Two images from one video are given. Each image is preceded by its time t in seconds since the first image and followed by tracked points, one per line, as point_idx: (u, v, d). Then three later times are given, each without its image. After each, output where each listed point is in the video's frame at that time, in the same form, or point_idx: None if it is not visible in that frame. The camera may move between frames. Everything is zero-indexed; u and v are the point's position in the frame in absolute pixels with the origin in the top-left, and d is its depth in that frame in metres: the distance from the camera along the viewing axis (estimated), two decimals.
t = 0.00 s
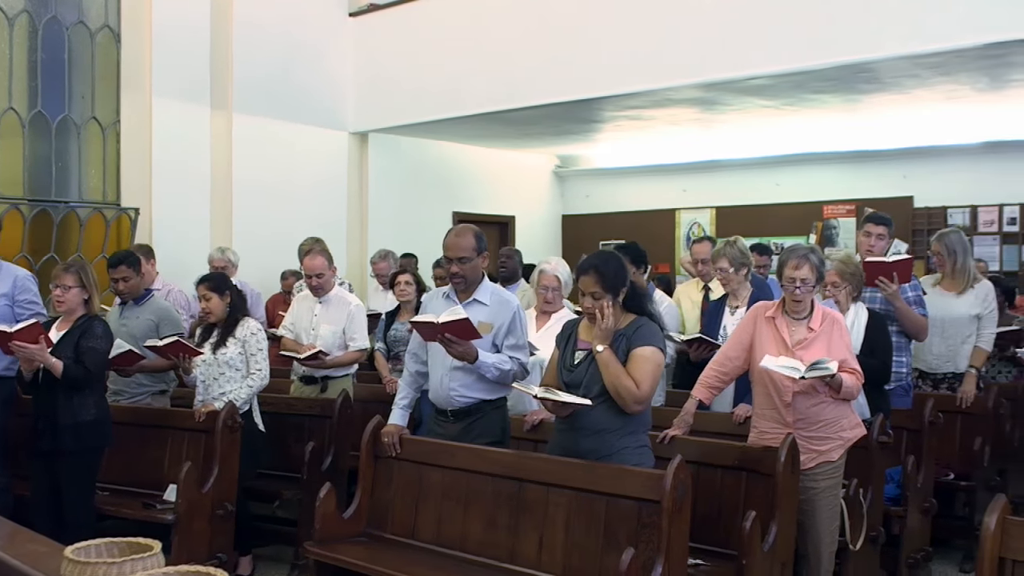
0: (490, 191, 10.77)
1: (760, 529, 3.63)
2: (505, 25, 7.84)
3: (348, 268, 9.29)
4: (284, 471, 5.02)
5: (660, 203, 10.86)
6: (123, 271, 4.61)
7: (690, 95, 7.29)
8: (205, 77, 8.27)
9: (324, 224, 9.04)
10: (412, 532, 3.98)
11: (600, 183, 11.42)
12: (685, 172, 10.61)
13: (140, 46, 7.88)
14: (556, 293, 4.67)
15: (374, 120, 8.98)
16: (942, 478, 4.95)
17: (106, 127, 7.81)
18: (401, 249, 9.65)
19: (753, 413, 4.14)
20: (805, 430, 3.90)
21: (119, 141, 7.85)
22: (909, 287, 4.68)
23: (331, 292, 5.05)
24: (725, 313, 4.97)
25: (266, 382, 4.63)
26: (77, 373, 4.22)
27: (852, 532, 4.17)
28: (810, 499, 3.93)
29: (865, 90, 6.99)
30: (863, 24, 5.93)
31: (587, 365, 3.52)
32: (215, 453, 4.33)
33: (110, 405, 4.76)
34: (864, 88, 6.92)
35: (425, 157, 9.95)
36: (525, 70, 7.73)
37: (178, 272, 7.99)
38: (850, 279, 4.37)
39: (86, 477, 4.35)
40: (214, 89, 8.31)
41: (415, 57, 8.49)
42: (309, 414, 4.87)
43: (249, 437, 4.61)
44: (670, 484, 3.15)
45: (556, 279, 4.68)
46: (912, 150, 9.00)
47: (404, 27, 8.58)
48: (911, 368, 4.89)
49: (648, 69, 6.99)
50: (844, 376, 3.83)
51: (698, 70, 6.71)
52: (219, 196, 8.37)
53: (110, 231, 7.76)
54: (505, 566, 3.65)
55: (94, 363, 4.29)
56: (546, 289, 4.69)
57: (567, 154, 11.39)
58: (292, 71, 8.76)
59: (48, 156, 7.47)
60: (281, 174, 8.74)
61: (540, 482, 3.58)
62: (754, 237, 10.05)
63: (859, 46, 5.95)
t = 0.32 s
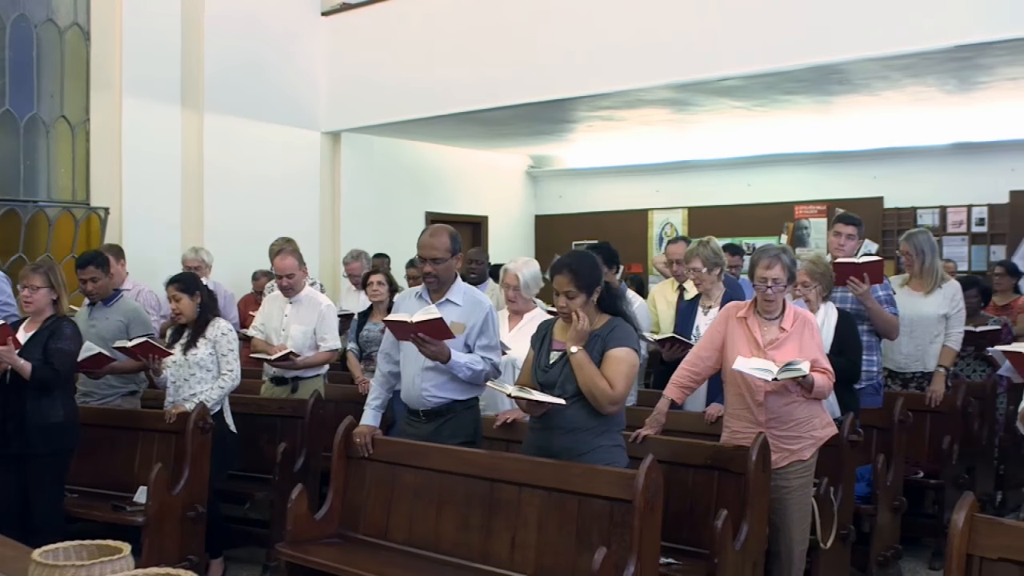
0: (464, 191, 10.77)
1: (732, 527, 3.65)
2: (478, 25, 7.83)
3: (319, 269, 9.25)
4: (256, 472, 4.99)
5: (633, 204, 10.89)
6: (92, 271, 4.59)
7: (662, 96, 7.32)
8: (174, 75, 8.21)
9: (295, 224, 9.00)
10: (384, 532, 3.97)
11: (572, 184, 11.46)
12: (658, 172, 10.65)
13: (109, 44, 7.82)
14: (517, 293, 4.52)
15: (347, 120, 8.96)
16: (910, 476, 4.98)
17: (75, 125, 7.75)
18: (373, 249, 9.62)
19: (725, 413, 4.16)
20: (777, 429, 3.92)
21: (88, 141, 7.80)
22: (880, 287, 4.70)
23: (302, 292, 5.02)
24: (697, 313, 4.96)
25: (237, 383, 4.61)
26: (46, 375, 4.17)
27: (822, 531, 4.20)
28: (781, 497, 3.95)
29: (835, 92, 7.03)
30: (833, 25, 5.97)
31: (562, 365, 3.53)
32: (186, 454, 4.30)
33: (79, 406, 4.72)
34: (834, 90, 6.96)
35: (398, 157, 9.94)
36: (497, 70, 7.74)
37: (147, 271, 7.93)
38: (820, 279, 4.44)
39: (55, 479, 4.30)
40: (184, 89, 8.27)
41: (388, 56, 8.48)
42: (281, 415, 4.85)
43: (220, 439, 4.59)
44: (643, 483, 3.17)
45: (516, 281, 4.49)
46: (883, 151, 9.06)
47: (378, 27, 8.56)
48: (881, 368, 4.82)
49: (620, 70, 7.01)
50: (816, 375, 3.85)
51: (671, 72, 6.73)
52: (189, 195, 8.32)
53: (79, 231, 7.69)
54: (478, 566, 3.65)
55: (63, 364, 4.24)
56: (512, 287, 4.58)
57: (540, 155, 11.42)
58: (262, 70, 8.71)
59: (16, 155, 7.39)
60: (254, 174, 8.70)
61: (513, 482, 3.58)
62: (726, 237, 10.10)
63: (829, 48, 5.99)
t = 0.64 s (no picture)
0: (437, 191, 10.76)
1: (703, 526, 3.66)
2: (451, 25, 7.82)
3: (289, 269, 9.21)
4: (227, 474, 4.96)
5: (605, 204, 10.93)
6: (60, 272, 4.55)
7: (634, 97, 7.33)
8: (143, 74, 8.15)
9: (265, 224, 8.95)
10: (356, 533, 3.96)
11: (544, 184, 11.48)
12: (630, 172, 10.69)
13: (77, 42, 7.76)
14: (484, 294, 4.50)
15: (318, 120, 8.93)
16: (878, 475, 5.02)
17: (42, 124, 7.70)
18: (344, 249, 9.59)
19: (696, 412, 4.17)
20: (747, 429, 3.94)
21: (56, 139, 7.75)
22: (849, 287, 4.73)
23: (271, 292, 5.00)
24: (669, 312, 4.95)
25: (208, 384, 4.58)
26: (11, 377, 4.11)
27: (792, 529, 4.22)
28: (752, 496, 3.97)
29: (805, 93, 7.07)
30: (803, 27, 6.00)
31: (535, 364, 3.53)
32: (155, 455, 4.27)
33: (48, 408, 4.67)
34: (804, 91, 7.00)
35: (370, 157, 9.91)
36: (469, 70, 7.73)
37: (114, 271, 7.86)
38: (789, 278, 4.49)
39: (22, 482, 4.25)
40: (154, 88, 8.24)
41: (360, 55, 8.45)
42: (252, 416, 4.83)
43: (190, 440, 4.56)
44: (614, 482, 3.18)
45: (484, 283, 4.45)
46: (853, 151, 9.12)
47: (350, 26, 8.54)
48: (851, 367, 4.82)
49: (592, 71, 7.02)
50: (786, 374, 3.87)
51: (642, 73, 6.75)
52: (158, 194, 8.25)
53: (47, 231, 7.59)
54: (450, 567, 3.64)
55: (30, 365, 4.18)
56: (479, 289, 4.57)
57: (512, 155, 11.43)
58: (231, 69, 8.65)
59: None
60: (225, 174, 8.66)
61: (484, 481, 3.58)
62: (698, 237, 10.14)
63: (798, 50, 6.03)
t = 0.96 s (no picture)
0: (409, 191, 10.76)
1: (674, 525, 3.67)
2: (424, 24, 7.80)
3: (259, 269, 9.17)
4: (198, 475, 4.93)
5: (577, 204, 10.96)
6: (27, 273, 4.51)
7: (606, 97, 7.35)
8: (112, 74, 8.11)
9: (235, 224, 8.91)
10: (326, 535, 3.95)
11: (516, 184, 11.50)
12: (602, 173, 10.72)
13: (44, 39, 7.68)
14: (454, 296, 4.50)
15: (289, 119, 8.90)
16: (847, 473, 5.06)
17: (9, 122, 7.57)
18: (315, 249, 9.56)
19: (667, 412, 4.19)
20: (718, 428, 3.95)
21: (23, 138, 7.62)
22: (819, 288, 4.77)
23: (239, 293, 4.99)
24: (640, 312, 4.94)
25: (178, 385, 4.55)
26: None
27: (762, 528, 4.25)
28: (723, 495, 3.99)
29: (775, 94, 7.11)
30: (774, 28, 6.04)
31: (506, 363, 3.53)
32: (124, 457, 4.24)
33: (14, 410, 4.62)
34: (774, 92, 7.04)
35: (341, 156, 9.88)
36: (441, 69, 7.71)
37: (82, 271, 7.79)
38: (758, 278, 4.49)
39: None
40: (123, 87, 8.18)
41: (333, 54, 8.41)
42: (222, 416, 4.80)
43: (160, 441, 4.53)
44: (585, 482, 3.19)
45: (454, 284, 4.45)
46: (823, 152, 9.19)
47: (321, 25, 8.50)
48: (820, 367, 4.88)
49: (565, 70, 7.02)
50: (755, 374, 3.89)
51: (614, 73, 6.76)
52: (128, 194, 8.22)
53: (14, 230, 7.49)
54: (420, 567, 3.64)
55: None
56: (450, 290, 4.56)
57: (483, 155, 11.44)
58: (201, 69, 8.60)
59: None
60: (196, 173, 8.61)
61: (455, 482, 3.58)
62: (670, 237, 10.18)
63: (769, 51, 6.06)
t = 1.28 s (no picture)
0: (381, 191, 10.75)
1: (645, 524, 3.69)
2: (397, 23, 7.77)
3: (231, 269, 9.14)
4: (168, 477, 4.89)
5: (549, 204, 11.01)
6: None
7: (578, 97, 7.35)
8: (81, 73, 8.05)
9: (206, 223, 8.87)
10: (297, 536, 3.93)
11: (488, 184, 11.52)
12: (574, 174, 10.77)
13: (10, 36, 7.61)
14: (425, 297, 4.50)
15: (259, 118, 8.85)
16: (817, 472, 5.11)
17: None
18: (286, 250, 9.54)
19: (638, 412, 4.20)
20: (689, 428, 3.97)
21: None
22: (789, 287, 4.79)
23: (209, 293, 4.96)
24: (610, 313, 4.95)
25: (148, 385, 4.51)
26: None
27: (733, 527, 4.27)
28: (695, 494, 4.00)
29: (746, 95, 7.15)
30: (745, 29, 6.06)
31: (477, 364, 3.52)
32: (93, 460, 4.20)
33: None
34: (745, 93, 7.08)
35: (314, 156, 9.85)
36: (414, 68, 7.69)
37: (50, 271, 7.73)
38: (732, 275, 4.53)
39: None
40: (91, 85, 8.11)
41: (305, 53, 8.37)
42: (192, 418, 4.77)
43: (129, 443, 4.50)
44: (556, 481, 3.19)
45: (425, 285, 4.45)
46: (794, 153, 9.26)
47: (292, 24, 8.46)
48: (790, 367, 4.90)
49: (538, 69, 7.01)
50: (726, 374, 3.91)
51: (587, 73, 6.76)
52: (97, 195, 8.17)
53: None
54: (391, 568, 3.63)
55: None
56: (421, 291, 4.56)
57: (455, 155, 11.44)
58: (170, 68, 8.55)
59: None
60: (166, 172, 8.55)
61: (426, 483, 3.57)
62: (642, 238, 10.23)
63: (740, 52, 6.09)
